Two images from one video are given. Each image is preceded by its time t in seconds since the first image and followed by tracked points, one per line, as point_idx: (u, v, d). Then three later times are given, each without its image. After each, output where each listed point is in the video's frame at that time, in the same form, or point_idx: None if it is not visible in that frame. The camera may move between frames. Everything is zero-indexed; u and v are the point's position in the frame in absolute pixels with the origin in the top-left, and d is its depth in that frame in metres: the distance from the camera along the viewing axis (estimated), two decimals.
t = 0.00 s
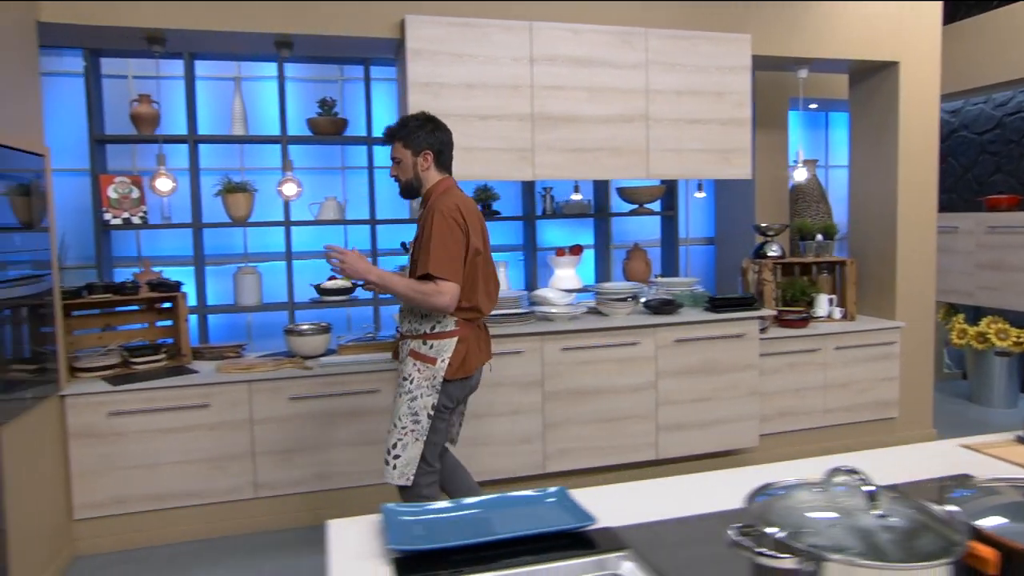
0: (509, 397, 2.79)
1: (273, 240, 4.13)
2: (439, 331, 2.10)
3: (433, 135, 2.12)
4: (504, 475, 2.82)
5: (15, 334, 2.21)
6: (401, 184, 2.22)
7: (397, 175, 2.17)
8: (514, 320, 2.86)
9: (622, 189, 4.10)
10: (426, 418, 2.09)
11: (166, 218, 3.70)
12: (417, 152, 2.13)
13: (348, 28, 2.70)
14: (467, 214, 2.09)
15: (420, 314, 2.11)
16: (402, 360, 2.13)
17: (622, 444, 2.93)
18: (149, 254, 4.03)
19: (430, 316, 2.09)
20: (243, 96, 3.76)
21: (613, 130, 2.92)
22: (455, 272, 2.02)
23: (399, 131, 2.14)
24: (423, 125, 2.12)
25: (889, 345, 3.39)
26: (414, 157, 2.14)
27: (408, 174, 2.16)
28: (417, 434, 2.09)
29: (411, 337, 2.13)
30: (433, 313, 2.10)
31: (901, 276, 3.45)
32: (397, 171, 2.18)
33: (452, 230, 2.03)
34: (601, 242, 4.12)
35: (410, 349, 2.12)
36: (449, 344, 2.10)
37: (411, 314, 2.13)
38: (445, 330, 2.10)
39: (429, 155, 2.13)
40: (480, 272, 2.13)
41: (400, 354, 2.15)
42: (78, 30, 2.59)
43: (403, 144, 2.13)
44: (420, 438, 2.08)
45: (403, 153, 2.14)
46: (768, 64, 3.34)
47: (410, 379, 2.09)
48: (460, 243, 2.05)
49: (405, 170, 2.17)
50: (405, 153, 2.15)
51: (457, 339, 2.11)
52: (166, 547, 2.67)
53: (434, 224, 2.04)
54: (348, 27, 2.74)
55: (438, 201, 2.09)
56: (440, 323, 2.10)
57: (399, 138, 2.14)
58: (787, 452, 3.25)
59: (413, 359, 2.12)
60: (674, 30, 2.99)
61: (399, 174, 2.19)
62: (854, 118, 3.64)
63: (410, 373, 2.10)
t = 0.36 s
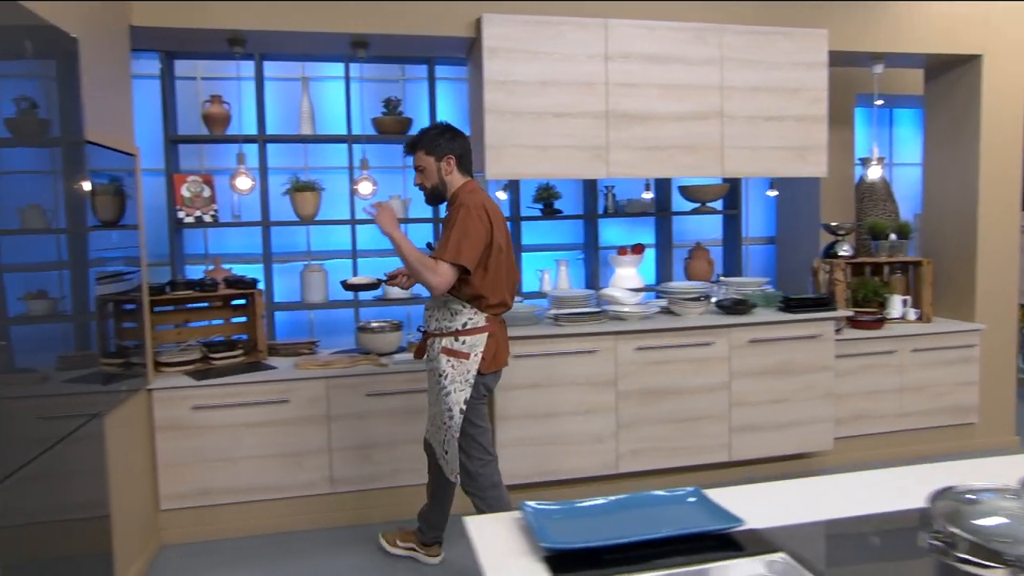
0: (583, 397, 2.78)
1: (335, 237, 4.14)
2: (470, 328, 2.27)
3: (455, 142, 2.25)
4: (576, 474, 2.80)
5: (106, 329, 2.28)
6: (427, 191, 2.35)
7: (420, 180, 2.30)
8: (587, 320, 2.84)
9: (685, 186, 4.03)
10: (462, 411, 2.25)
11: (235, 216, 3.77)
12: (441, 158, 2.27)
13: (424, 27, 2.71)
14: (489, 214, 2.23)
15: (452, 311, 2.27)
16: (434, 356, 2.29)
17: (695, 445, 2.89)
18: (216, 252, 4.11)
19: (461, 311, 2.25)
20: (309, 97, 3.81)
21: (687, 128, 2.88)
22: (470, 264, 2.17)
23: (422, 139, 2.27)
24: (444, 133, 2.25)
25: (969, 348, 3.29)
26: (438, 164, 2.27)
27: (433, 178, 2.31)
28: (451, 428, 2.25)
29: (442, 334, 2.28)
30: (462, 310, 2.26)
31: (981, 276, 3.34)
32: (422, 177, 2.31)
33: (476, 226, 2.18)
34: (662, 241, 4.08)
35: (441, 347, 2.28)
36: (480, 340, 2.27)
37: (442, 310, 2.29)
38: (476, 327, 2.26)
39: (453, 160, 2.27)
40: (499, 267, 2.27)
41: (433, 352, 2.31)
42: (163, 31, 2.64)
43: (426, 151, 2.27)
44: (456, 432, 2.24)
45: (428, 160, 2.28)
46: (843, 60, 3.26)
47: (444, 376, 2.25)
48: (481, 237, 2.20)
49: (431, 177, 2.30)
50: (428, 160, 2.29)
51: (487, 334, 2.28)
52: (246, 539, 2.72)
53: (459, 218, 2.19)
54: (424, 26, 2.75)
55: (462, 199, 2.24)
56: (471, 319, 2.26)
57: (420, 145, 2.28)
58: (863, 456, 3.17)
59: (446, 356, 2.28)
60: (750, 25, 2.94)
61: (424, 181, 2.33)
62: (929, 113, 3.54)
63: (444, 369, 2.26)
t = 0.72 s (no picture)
0: (650, 398, 2.72)
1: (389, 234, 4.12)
2: (501, 317, 2.33)
3: (474, 139, 2.34)
4: (643, 476, 2.75)
5: (175, 323, 2.31)
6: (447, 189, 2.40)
7: (442, 176, 2.36)
8: (654, 320, 2.78)
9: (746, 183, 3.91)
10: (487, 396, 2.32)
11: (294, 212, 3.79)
12: (463, 154, 2.35)
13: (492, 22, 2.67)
14: (516, 208, 2.33)
15: (483, 300, 2.31)
16: (464, 342, 2.31)
17: (765, 449, 2.81)
18: (272, 247, 4.14)
19: (492, 302, 2.30)
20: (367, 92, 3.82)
21: (760, 123, 2.80)
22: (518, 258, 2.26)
23: (440, 138, 2.33)
24: (461, 132, 2.33)
25: None
26: (460, 160, 2.34)
27: (456, 176, 2.36)
28: (479, 411, 2.30)
29: (473, 322, 2.31)
30: (495, 301, 2.32)
31: None
32: (442, 175, 2.37)
33: (513, 221, 2.26)
34: (720, 240, 3.99)
35: (472, 334, 2.31)
36: (509, 328, 2.34)
37: (472, 299, 2.32)
38: (507, 316, 2.33)
39: (473, 158, 2.36)
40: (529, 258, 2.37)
41: (462, 338, 2.32)
42: (231, 29, 2.65)
43: (448, 150, 2.33)
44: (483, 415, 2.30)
45: (450, 158, 2.34)
46: (921, 52, 3.14)
47: (476, 362, 2.29)
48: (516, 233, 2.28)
49: (452, 174, 2.36)
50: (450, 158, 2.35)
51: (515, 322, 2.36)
52: (311, 535, 2.73)
53: (495, 217, 2.26)
54: (491, 21, 2.72)
55: (491, 197, 2.31)
56: (502, 309, 2.33)
57: (440, 144, 2.33)
58: (938, 464, 3.05)
59: (476, 342, 2.31)
60: (826, 16, 2.83)
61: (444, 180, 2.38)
62: (1010, 107, 3.39)
63: (475, 355, 2.29)
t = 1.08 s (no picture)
0: (703, 405, 2.64)
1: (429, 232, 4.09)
2: (516, 319, 2.32)
3: (498, 137, 2.30)
4: (694, 485, 2.67)
5: (220, 321, 2.29)
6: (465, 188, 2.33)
7: (463, 175, 2.29)
8: (709, 324, 2.69)
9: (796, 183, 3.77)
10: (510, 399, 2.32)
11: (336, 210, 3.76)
12: (486, 153, 2.29)
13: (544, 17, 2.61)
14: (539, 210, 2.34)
15: (499, 304, 2.30)
16: (481, 348, 2.29)
17: (821, 459, 2.71)
18: (313, 245, 4.13)
19: (509, 304, 2.29)
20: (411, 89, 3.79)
21: (820, 121, 2.70)
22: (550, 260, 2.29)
23: (464, 135, 2.26)
24: (486, 130, 2.28)
25: None
26: (484, 159, 2.29)
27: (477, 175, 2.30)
28: (505, 416, 2.30)
29: (489, 326, 2.30)
30: (511, 303, 2.30)
31: None
32: (462, 173, 2.29)
33: (542, 225, 2.28)
34: (767, 241, 3.90)
35: (489, 339, 2.29)
36: (525, 330, 2.34)
37: (488, 304, 2.30)
38: (523, 317, 2.33)
39: (495, 156, 2.31)
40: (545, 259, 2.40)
41: (478, 343, 2.30)
42: (280, 26, 2.63)
43: (472, 146, 2.27)
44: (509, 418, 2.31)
45: (473, 154, 2.27)
46: (991, 46, 3.00)
47: (498, 367, 2.29)
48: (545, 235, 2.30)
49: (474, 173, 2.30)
50: (473, 156, 2.28)
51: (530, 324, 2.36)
52: (357, 538, 2.73)
53: (527, 219, 2.26)
54: (543, 16, 2.66)
55: (517, 198, 2.30)
56: (518, 311, 2.32)
57: (462, 139, 2.27)
58: (1002, 477, 2.93)
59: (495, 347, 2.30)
60: (893, 9, 2.72)
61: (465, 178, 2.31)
62: None
63: (495, 360, 2.29)
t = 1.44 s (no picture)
0: (744, 412, 2.55)
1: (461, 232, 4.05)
2: (534, 319, 2.31)
3: (502, 139, 2.20)
4: (735, 495, 2.59)
5: (252, 320, 2.26)
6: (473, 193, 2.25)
7: (472, 181, 2.20)
8: (753, 329, 2.59)
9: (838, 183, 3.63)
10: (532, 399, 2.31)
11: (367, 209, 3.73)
12: (494, 157, 2.21)
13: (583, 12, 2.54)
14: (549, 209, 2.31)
15: (517, 303, 2.27)
16: (502, 349, 2.26)
17: (868, 471, 2.61)
18: (345, 244, 4.08)
19: (528, 303, 2.27)
20: (444, 87, 3.74)
21: (871, 118, 2.59)
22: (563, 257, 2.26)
23: (468, 141, 2.16)
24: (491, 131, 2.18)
25: None
26: (492, 163, 2.21)
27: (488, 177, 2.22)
28: (533, 419, 2.27)
29: (508, 327, 2.26)
30: (529, 302, 2.28)
31: None
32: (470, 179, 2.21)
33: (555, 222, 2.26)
34: (807, 243, 3.79)
35: (509, 339, 2.26)
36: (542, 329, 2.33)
37: (505, 304, 2.27)
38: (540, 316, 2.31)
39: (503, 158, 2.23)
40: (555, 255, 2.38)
41: (497, 345, 2.26)
42: (313, 23, 2.60)
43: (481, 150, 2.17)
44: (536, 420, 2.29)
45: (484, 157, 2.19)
46: None
47: (522, 367, 2.25)
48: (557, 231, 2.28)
49: (483, 178, 2.22)
50: (481, 162, 2.20)
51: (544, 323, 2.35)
52: (388, 542, 2.69)
53: (542, 218, 2.22)
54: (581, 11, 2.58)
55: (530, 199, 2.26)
56: (535, 310, 2.30)
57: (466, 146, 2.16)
58: None
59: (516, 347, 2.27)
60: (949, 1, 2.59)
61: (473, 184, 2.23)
62: None
63: (517, 361, 2.26)
